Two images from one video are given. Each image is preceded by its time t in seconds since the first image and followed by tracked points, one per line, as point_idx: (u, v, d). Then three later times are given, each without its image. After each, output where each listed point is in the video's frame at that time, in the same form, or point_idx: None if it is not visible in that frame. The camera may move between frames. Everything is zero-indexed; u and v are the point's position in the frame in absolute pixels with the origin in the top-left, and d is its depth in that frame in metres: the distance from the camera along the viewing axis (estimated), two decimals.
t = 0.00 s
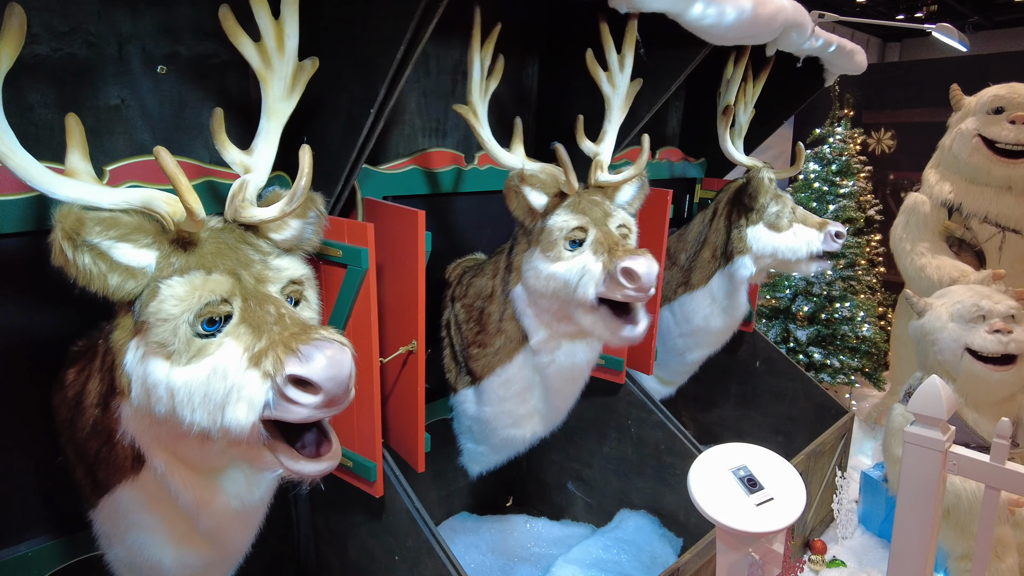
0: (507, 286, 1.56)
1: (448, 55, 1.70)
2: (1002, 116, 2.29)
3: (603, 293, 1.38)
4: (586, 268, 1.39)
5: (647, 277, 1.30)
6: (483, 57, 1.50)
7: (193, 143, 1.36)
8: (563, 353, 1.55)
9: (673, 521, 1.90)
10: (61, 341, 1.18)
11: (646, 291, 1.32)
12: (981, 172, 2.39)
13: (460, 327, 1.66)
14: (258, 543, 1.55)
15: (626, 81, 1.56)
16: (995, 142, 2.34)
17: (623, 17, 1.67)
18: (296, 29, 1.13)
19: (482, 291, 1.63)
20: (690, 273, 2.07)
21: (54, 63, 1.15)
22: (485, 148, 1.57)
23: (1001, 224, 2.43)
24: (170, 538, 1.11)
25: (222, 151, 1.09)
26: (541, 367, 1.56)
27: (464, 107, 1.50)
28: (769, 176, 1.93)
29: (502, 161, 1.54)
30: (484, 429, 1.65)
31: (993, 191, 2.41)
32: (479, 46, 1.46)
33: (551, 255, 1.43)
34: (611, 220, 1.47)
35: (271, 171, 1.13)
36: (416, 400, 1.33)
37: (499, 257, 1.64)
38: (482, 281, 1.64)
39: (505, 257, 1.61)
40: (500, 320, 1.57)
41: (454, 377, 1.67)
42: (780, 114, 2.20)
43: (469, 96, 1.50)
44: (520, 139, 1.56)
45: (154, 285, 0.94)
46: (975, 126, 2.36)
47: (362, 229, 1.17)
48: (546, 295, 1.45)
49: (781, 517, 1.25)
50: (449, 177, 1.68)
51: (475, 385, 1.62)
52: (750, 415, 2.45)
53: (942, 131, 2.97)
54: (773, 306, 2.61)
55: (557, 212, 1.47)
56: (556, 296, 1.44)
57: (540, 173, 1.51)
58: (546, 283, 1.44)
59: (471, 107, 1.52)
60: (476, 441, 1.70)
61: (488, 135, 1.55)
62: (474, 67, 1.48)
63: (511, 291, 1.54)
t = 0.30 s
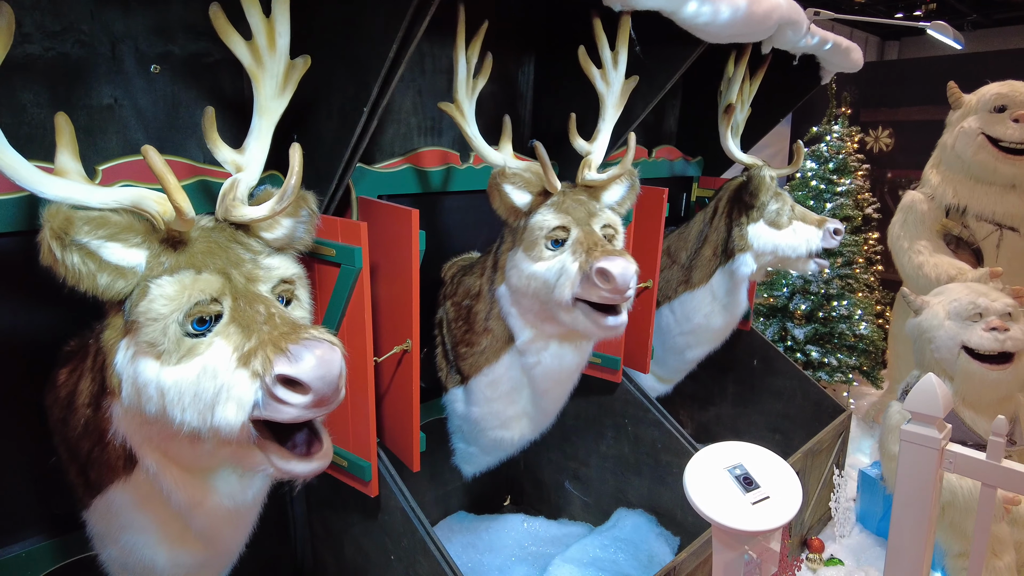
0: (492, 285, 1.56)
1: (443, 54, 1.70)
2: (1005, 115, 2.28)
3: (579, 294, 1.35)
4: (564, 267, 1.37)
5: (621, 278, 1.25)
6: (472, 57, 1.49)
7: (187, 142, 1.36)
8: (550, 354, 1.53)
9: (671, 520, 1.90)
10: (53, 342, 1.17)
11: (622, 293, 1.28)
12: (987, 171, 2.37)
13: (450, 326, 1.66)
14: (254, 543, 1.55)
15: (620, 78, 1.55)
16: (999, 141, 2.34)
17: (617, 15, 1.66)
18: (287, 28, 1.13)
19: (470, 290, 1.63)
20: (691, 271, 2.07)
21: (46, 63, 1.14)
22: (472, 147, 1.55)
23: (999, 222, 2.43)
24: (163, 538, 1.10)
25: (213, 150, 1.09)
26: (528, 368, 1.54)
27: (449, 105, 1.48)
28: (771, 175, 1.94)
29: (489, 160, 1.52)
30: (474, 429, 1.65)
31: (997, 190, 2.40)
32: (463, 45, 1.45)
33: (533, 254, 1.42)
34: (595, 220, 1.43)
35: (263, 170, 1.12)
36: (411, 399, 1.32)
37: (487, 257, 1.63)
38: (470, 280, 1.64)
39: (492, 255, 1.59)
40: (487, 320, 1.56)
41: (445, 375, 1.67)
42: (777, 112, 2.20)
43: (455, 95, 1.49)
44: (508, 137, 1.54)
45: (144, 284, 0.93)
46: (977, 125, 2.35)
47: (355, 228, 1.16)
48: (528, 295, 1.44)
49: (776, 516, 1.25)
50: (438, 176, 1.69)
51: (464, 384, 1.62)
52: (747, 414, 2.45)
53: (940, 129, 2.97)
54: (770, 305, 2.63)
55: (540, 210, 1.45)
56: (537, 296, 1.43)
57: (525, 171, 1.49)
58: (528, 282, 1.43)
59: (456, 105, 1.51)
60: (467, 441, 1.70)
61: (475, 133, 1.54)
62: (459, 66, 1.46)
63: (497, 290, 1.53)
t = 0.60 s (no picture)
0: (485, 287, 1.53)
1: (444, 53, 1.69)
2: (1004, 115, 2.28)
3: (565, 297, 1.30)
4: (552, 269, 1.32)
5: (606, 280, 1.21)
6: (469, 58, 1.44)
7: (188, 143, 1.35)
8: (544, 358, 1.49)
9: (672, 520, 1.90)
10: (53, 344, 1.17)
11: (608, 297, 1.23)
12: (986, 172, 2.38)
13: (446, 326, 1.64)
14: (256, 545, 1.55)
15: (620, 77, 1.52)
16: (999, 141, 2.34)
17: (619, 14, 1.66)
18: (288, 28, 1.12)
19: (465, 291, 1.59)
20: (694, 271, 2.06)
21: (46, 64, 1.14)
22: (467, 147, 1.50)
23: (998, 221, 2.43)
24: (160, 544, 1.10)
25: (213, 152, 1.09)
26: (522, 371, 1.51)
27: (443, 106, 1.43)
28: (774, 175, 1.94)
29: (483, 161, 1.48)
30: (470, 430, 1.64)
31: (995, 190, 2.41)
32: (458, 46, 1.40)
33: (523, 256, 1.38)
34: (587, 221, 1.39)
35: (262, 172, 1.12)
36: (414, 401, 1.32)
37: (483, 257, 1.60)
38: (466, 281, 1.61)
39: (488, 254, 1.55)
40: (481, 320, 1.54)
41: (443, 375, 1.66)
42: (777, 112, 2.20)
43: (448, 95, 1.43)
44: (503, 137, 1.49)
45: (139, 288, 0.93)
46: (977, 125, 2.35)
47: (358, 229, 1.16)
48: (517, 296, 1.41)
49: (779, 516, 1.25)
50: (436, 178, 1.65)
51: (460, 385, 1.60)
52: (748, 414, 2.45)
53: (938, 128, 2.98)
54: (770, 304, 2.63)
55: (531, 211, 1.41)
56: (526, 298, 1.39)
57: (517, 170, 1.46)
58: (518, 284, 1.39)
59: (450, 105, 1.44)
60: (464, 442, 1.69)
61: (469, 133, 1.48)
62: (454, 66, 1.41)
63: (489, 292, 1.50)
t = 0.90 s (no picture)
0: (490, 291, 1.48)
1: (450, 52, 1.68)
2: (1002, 117, 2.31)
3: (568, 300, 1.27)
4: (556, 271, 1.29)
5: (610, 283, 1.18)
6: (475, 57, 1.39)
7: (195, 142, 1.33)
8: (548, 361, 1.44)
9: (679, 520, 1.90)
10: (59, 347, 1.15)
11: (611, 300, 1.19)
12: (982, 174, 2.41)
13: (451, 327, 1.59)
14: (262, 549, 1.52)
15: (627, 77, 1.50)
16: (996, 144, 2.37)
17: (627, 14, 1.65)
18: (301, 25, 1.09)
19: (471, 292, 1.56)
20: (698, 272, 2.06)
21: (52, 61, 1.11)
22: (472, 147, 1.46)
23: (994, 221, 2.46)
24: (165, 557, 1.08)
25: (224, 152, 1.07)
26: (526, 374, 1.45)
27: (448, 105, 1.38)
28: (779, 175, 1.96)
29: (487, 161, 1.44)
30: (474, 432, 1.57)
31: (991, 192, 2.44)
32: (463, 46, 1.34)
33: (527, 257, 1.35)
34: (592, 223, 1.36)
35: (274, 175, 1.09)
36: (427, 404, 1.31)
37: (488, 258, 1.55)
38: (472, 281, 1.57)
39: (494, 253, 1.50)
40: (486, 321, 1.49)
41: (447, 375, 1.60)
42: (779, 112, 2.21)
43: (452, 94, 1.38)
44: (510, 138, 1.46)
45: (142, 294, 0.91)
46: (975, 128, 2.38)
47: (374, 230, 1.15)
48: (521, 299, 1.37)
49: (793, 517, 1.25)
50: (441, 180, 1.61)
51: (465, 386, 1.54)
52: (749, 413, 2.47)
53: (932, 129, 3.01)
54: (768, 304, 2.63)
55: (536, 212, 1.38)
56: (530, 301, 1.36)
57: (521, 169, 1.42)
58: (521, 286, 1.36)
59: (456, 105, 1.40)
60: (469, 445, 1.62)
61: (476, 133, 1.44)
62: (459, 64, 1.36)
63: (494, 293, 1.46)
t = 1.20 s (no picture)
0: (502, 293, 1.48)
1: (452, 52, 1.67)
2: (977, 124, 2.40)
3: (589, 301, 1.29)
4: (574, 273, 1.32)
5: (632, 283, 1.19)
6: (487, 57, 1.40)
7: (197, 141, 1.28)
8: (559, 362, 1.45)
9: (679, 519, 1.93)
10: (59, 356, 1.09)
11: (633, 301, 1.21)
12: (957, 179, 2.50)
13: (457, 330, 1.57)
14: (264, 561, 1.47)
15: (637, 78, 1.51)
16: (971, 150, 2.46)
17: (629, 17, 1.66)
18: (322, 19, 1.04)
19: (479, 294, 1.55)
20: (693, 273, 2.10)
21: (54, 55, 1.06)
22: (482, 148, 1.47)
23: (968, 222, 2.56)
24: None
25: (238, 153, 1.00)
26: (537, 376, 1.45)
27: (461, 105, 1.39)
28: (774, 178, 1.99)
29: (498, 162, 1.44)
30: (481, 435, 1.54)
31: (965, 195, 2.53)
32: (477, 46, 1.35)
33: (543, 259, 1.36)
34: (607, 225, 1.38)
35: (291, 178, 1.03)
36: (441, 408, 1.29)
37: (498, 261, 1.55)
38: (480, 283, 1.56)
39: (506, 255, 1.51)
40: (496, 324, 1.48)
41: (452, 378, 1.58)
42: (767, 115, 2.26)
43: (465, 93, 1.38)
44: (520, 138, 1.47)
45: (149, 305, 0.83)
46: (952, 133, 2.46)
47: (392, 232, 1.13)
48: (536, 300, 1.38)
49: (803, 513, 1.27)
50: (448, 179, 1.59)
51: (472, 389, 1.52)
52: (737, 411, 2.51)
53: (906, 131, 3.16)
54: (755, 304, 2.72)
55: (551, 213, 1.39)
56: (546, 302, 1.37)
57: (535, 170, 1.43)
58: (537, 288, 1.37)
59: (469, 105, 1.41)
60: (474, 447, 1.59)
61: (487, 134, 1.44)
62: (472, 63, 1.36)
63: (506, 295, 1.46)
